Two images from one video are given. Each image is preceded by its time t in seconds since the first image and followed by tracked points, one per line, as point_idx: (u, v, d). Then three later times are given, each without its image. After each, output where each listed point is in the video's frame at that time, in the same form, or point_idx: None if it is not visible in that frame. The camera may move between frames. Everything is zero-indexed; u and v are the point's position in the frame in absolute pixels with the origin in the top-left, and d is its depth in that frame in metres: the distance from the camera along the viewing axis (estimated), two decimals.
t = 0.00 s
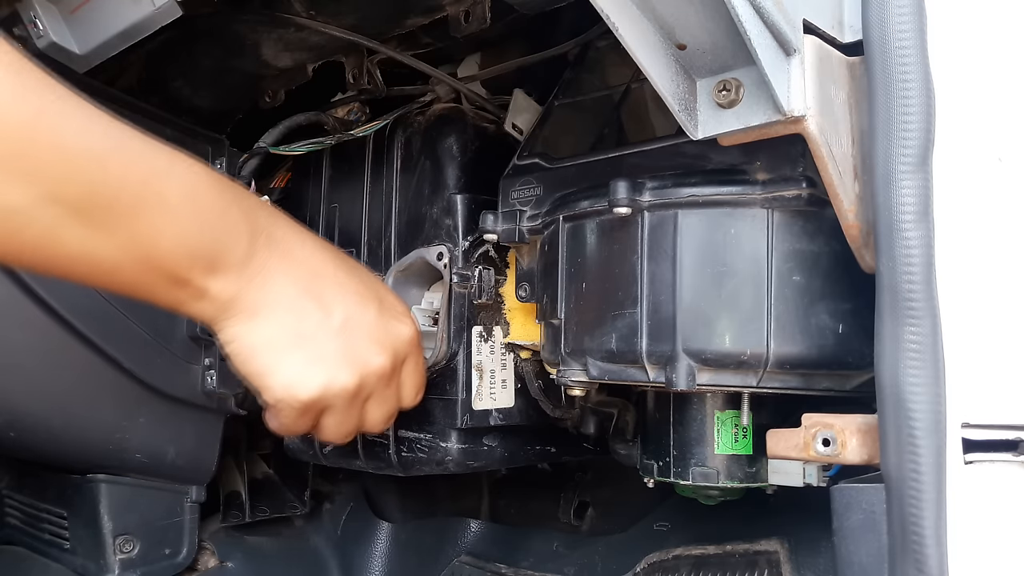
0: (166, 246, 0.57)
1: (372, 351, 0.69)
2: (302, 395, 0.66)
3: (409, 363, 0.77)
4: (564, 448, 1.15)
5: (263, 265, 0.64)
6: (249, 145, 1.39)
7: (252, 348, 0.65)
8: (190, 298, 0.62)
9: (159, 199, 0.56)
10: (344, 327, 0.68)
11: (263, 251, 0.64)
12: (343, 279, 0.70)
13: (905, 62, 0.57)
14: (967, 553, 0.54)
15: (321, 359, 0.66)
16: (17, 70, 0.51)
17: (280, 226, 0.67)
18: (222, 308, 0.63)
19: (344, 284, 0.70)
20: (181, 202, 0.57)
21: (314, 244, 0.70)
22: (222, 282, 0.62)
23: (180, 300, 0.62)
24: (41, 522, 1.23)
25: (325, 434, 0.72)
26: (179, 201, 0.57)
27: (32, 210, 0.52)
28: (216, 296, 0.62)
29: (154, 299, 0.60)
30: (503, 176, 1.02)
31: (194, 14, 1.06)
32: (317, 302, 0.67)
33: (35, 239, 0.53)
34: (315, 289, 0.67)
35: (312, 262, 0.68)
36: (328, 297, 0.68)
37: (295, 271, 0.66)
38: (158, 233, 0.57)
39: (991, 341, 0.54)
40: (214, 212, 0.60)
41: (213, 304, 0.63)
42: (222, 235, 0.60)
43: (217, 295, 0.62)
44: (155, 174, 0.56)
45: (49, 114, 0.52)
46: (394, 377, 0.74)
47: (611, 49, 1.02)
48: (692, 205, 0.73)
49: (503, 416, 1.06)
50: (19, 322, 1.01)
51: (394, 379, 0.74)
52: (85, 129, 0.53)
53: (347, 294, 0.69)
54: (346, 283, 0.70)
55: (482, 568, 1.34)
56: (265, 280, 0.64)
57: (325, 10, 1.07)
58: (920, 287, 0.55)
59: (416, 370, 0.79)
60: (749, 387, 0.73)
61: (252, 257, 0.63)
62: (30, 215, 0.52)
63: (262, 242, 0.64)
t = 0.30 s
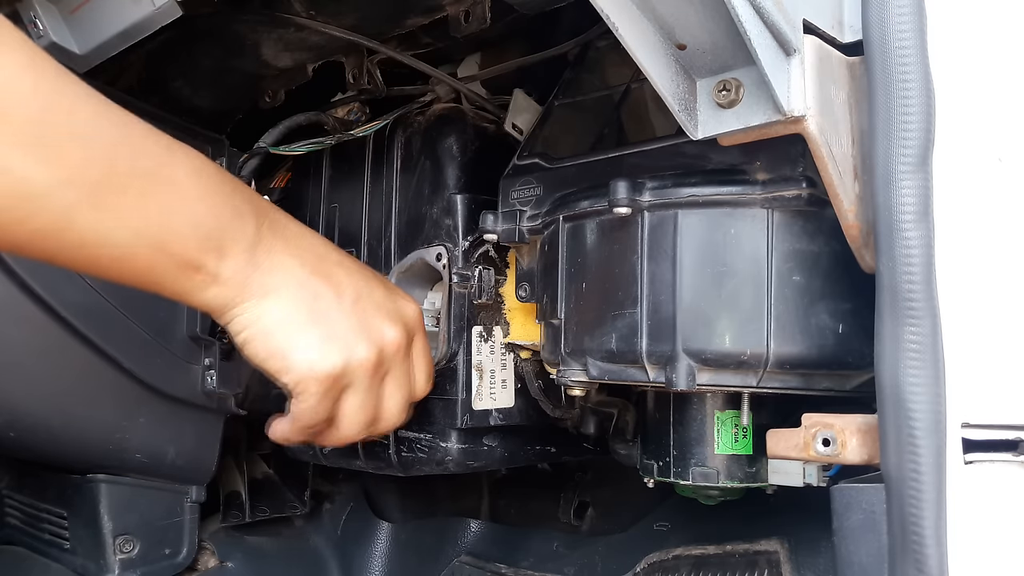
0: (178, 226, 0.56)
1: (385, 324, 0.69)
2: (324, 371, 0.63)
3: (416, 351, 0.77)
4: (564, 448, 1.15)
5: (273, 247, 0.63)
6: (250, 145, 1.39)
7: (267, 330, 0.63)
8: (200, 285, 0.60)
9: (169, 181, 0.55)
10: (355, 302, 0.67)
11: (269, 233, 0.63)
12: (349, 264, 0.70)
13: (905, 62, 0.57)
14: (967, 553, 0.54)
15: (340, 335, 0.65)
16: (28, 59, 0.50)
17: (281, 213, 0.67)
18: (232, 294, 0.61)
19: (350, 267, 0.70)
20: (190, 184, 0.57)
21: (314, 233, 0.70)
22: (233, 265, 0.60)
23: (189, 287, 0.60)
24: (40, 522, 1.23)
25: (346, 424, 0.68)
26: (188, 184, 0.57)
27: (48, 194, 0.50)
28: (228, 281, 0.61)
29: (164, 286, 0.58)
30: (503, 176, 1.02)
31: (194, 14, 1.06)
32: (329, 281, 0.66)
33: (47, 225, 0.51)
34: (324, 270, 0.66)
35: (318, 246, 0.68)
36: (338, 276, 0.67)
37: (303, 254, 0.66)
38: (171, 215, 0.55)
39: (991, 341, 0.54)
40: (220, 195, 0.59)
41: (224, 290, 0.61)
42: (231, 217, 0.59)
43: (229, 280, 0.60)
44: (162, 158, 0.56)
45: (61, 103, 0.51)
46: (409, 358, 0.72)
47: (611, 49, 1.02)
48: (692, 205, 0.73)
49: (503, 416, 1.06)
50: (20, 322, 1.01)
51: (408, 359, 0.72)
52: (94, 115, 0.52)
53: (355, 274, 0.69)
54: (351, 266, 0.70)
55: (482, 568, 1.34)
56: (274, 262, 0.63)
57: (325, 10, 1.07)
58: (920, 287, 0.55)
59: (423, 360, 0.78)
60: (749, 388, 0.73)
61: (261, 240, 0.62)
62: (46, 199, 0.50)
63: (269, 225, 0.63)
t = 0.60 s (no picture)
0: (128, 262, 0.58)
1: (342, 277, 0.75)
2: (323, 338, 0.68)
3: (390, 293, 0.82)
4: (564, 448, 1.15)
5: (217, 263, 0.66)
6: (250, 145, 1.39)
7: (249, 339, 0.65)
8: (162, 319, 0.60)
9: (111, 221, 0.58)
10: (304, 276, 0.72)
11: (210, 252, 0.66)
12: (280, 259, 0.74)
13: (905, 62, 0.57)
14: (967, 553, 0.54)
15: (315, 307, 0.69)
16: None
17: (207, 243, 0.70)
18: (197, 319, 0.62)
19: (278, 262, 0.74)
20: (133, 223, 0.60)
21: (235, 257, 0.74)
22: (193, 290, 0.62)
23: (153, 325, 0.60)
24: (41, 522, 1.23)
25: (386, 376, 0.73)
26: (131, 222, 0.60)
27: None
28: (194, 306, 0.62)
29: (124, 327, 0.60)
30: (503, 176, 1.02)
31: (194, 14, 1.06)
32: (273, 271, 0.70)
33: (10, 276, 0.56)
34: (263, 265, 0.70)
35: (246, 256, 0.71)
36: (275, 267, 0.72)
37: (239, 263, 0.69)
38: (116, 252, 0.58)
39: (991, 341, 0.54)
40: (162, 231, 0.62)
41: (187, 313, 0.61)
42: (175, 248, 0.62)
43: (194, 304, 0.62)
44: (102, 197, 0.59)
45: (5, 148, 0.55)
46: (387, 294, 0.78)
47: (611, 49, 1.02)
48: (692, 205, 0.73)
49: (503, 416, 1.06)
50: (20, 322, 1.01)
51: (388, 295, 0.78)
52: (38, 170, 0.56)
53: (288, 262, 0.74)
54: (280, 261, 0.74)
55: (482, 568, 1.34)
56: (218, 279, 0.65)
57: (325, 10, 1.07)
58: (920, 286, 0.55)
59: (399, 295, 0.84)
60: (749, 388, 0.73)
61: (206, 258, 0.65)
62: None
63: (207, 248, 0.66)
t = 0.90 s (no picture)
0: (106, 303, 0.68)
1: (289, 290, 0.82)
2: (296, 350, 0.82)
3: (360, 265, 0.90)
4: (564, 448, 1.15)
5: (188, 296, 0.77)
6: (250, 145, 1.39)
7: (222, 370, 0.78)
8: (138, 348, 0.73)
9: (93, 265, 0.67)
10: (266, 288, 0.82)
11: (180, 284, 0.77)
12: (242, 271, 0.83)
13: (905, 62, 0.57)
14: (967, 553, 0.54)
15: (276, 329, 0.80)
16: None
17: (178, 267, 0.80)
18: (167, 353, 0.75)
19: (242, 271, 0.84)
20: (113, 266, 0.69)
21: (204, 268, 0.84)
22: (167, 330, 0.74)
23: (129, 356, 0.73)
24: (41, 522, 1.23)
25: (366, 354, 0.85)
26: (112, 263, 0.69)
27: None
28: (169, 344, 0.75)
29: (103, 360, 0.71)
30: (503, 176, 1.02)
31: (194, 14, 1.06)
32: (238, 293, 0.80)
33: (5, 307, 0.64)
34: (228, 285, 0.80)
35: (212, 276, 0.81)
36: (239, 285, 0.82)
37: (207, 288, 0.79)
38: (95, 295, 0.67)
39: (991, 341, 0.54)
40: (138, 270, 0.71)
41: (162, 349, 0.74)
42: (147, 289, 0.72)
43: (169, 341, 0.74)
44: (91, 237, 0.68)
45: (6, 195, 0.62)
46: (350, 276, 0.86)
47: (611, 49, 1.02)
48: (692, 205, 0.73)
49: (503, 416, 1.06)
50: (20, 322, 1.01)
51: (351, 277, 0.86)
52: (21, 218, 0.62)
53: (251, 273, 0.83)
54: (244, 270, 0.84)
55: (482, 568, 1.34)
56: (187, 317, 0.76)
57: (325, 10, 1.07)
58: (920, 286, 0.55)
59: (372, 265, 0.91)
60: (749, 388, 0.73)
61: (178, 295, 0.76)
62: None
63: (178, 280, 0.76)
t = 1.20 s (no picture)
0: (97, 321, 0.69)
1: (280, 292, 0.84)
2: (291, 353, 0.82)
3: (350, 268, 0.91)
4: (564, 448, 1.16)
5: (182, 309, 0.78)
6: (250, 145, 1.39)
7: (219, 379, 0.79)
8: (135, 362, 0.74)
9: (84, 283, 0.68)
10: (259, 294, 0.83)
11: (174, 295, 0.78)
12: (232, 280, 0.85)
13: (905, 62, 0.57)
14: (967, 553, 0.54)
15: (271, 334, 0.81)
16: None
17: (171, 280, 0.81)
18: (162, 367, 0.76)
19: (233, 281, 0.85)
20: (107, 282, 0.70)
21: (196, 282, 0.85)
22: (162, 345, 0.75)
23: (125, 372, 0.74)
24: (41, 522, 1.23)
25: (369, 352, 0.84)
26: (104, 280, 0.69)
27: None
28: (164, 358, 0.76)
29: (99, 378, 0.72)
30: (503, 176, 1.02)
31: (194, 14, 1.06)
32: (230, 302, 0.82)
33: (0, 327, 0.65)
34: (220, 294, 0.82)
35: (203, 284, 0.82)
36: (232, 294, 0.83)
37: (200, 298, 0.81)
38: (85, 313, 0.68)
39: (990, 341, 0.54)
40: (129, 287, 0.72)
41: (158, 361, 0.75)
42: (139, 306, 0.72)
43: (164, 355, 0.75)
44: (84, 255, 0.68)
45: None
46: (339, 275, 0.87)
47: (611, 49, 1.02)
48: (692, 205, 0.73)
49: (503, 416, 1.06)
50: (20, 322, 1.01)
51: (341, 277, 0.87)
52: (13, 238, 0.63)
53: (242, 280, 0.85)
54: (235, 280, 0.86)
55: (482, 568, 1.34)
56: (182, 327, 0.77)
57: (325, 10, 1.07)
58: (920, 286, 0.55)
59: (364, 265, 0.93)
60: (749, 388, 0.73)
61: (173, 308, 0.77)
62: None
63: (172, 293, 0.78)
